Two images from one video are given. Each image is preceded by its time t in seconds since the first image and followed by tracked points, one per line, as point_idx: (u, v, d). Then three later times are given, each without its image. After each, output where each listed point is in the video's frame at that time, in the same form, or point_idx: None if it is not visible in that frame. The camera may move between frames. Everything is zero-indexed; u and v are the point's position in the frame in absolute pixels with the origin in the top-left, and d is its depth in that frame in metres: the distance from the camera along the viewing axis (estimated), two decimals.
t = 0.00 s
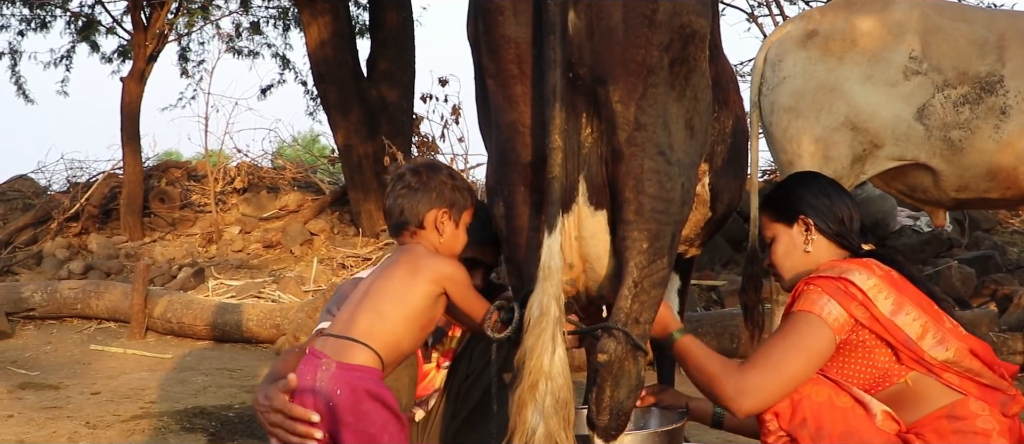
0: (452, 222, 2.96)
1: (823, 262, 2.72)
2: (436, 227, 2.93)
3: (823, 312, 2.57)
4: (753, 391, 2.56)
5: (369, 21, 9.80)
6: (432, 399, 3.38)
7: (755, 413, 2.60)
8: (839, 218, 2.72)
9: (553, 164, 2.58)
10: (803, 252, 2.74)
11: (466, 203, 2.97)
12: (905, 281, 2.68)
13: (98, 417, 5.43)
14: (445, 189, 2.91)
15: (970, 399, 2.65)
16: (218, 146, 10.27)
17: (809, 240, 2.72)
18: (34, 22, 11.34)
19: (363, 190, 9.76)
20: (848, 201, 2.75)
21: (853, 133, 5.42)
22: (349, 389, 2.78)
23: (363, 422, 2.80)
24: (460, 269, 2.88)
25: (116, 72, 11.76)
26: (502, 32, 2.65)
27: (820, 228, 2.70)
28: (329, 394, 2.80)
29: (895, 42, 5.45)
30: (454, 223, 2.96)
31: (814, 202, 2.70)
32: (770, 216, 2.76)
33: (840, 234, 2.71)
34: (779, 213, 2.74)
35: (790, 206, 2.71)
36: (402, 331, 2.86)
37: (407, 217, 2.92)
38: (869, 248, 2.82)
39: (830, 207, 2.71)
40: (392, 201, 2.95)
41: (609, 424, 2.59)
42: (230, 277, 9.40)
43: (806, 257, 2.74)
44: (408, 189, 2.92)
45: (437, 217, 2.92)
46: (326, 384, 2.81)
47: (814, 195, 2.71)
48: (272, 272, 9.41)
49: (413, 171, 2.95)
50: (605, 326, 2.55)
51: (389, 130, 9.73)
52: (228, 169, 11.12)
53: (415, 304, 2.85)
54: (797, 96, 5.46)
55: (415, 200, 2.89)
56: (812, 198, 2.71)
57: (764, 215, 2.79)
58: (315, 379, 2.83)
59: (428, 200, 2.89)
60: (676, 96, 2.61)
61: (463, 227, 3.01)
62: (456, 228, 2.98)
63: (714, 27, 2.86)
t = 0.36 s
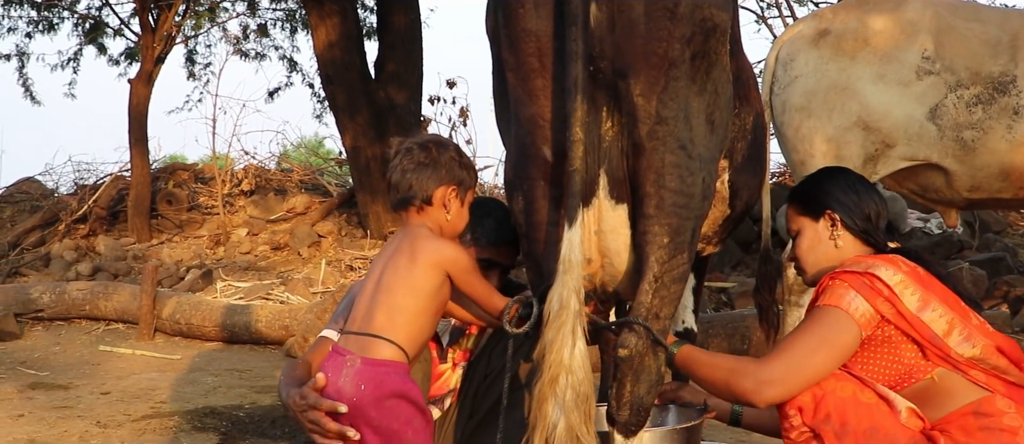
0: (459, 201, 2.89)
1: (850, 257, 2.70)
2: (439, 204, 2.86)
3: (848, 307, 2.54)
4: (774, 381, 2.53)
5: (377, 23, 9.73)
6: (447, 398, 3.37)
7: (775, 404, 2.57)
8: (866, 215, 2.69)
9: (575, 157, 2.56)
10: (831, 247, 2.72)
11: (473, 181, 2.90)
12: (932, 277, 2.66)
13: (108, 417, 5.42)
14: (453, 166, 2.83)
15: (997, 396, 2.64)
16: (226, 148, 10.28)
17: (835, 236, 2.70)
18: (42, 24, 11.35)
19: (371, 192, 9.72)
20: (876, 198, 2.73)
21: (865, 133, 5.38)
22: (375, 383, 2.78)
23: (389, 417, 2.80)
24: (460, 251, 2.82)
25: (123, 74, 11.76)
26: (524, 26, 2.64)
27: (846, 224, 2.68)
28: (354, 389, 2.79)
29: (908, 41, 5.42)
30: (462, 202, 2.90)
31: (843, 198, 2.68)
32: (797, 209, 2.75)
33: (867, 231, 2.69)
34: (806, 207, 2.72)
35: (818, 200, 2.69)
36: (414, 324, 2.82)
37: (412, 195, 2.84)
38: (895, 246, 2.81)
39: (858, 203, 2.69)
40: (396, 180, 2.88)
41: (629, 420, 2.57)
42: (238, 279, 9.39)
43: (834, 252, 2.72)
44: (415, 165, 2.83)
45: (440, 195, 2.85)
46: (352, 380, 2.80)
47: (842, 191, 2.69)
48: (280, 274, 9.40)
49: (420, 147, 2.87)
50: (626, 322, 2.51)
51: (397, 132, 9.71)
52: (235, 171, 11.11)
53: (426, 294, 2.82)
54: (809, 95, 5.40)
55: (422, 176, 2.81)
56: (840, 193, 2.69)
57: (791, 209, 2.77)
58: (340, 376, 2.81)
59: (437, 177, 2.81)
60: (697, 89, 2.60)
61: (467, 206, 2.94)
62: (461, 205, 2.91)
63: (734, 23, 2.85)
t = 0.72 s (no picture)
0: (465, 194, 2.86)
1: (852, 260, 2.69)
2: (441, 195, 2.82)
3: (853, 310, 2.53)
4: (786, 391, 2.50)
5: (386, 24, 9.74)
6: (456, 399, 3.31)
7: (790, 413, 2.53)
8: (868, 216, 2.68)
9: (589, 157, 2.55)
10: (834, 250, 2.69)
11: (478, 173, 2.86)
12: (936, 277, 2.63)
13: (118, 417, 5.42)
14: (454, 158, 2.81)
15: (1004, 395, 2.63)
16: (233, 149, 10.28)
17: (839, 240, 2.68)
18: (51, 25, 11.38)
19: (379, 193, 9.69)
20: (877, 198, 2.72)
21: (876, 133, 5.32)
22: (387, 381, 2.77)
23: (399, 414, 2.78)
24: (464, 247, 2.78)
25: (132, 75, 11.78)
26: (537, 25, 2.64)
27: (850, 226, 2.66)
28: (367, 386, 2.78)
29: (919, 41, 5.38)
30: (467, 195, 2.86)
31: (844, 200, 2.67)
32: (797, 213, 2.72)
33: (869, 233, 2.68)
34: (807, 210, 2.70)
35: (819, 204, 2.67)
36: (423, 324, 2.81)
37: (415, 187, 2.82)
38: (897, 248, 2.77)
39: (859, 204, 2.67)
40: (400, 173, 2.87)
41: (643, 421, 2.54)
42: (247, 279, 9.39)
43: (837, 256, 2.70)
44: (418, 157, 2.83)
45: (441, 186, 2.81)
46: (364, 377, 2.80)
47: (843, 193, 2.67)
48: (289, 275, 9.40)
49: (425, 140, 2.85)
50: (640, 322, 2.50)
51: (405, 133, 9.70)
52: (243, 172, 11.11)
53: (433, 295, 2.79)
54: (819, 96, 5.36)
55: (425, 168, 2.79)
56: (841, 195, 2.67)
57: (790, 213, 2.75)
58: (354, 374, 2.81)
59: (437, 169, 2.79)
60: (711, 89, 2.59)
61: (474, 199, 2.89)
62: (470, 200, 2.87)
63: (749, 23, 2.84)
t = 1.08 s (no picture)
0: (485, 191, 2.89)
1: (873, 259, 2.68)
2: (456, 189, 2.85)
3: (868, 308, 2.52)
4: (787, 375, 2.53)
5: (393, 25, 9.76)
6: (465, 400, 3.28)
7: (787, 397, 2.56)
8: (888, 215, 2.68)
9: (599, 156, 2.55)
10: (855, 249, 2.69)
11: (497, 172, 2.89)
12: (957, 279, 2.62)
13: (127, 416, 5.43)
14: (474, 153, 2.84)
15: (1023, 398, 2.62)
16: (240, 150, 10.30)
17: (860, 238, 2.67)
18: (59, 26, 11.42)
19: (387, 194, 9.69)
20: (896, 197, 2.71)
21: (883, 133, 5.29)
22: (401, 381, 2.81)
23: (411, 414, 2.80)
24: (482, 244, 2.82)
25: (140, 77, 11.82)
26: (548, 24, 2.64)
27: (871, 225, 2.65)
28: (386, 385, 2.83)
29: (927, 42, 5.35)
30: (484, 193, 2.89)
31: (865, 198, 2.66)
32: (818, 212, 2.71)
33: (890, 231, 2.68)
34: (827, 209, 2.69)
35: (841, 202, 2.66)
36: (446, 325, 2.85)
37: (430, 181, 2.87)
38: (919, 248, 2.77)
39: (880, 202, 2.67)
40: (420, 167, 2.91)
41: (651, 420, 2.54)
42: (254, 280, 9.41)
43: (858, 255, 2.69)
44: (438, 152, 2.86)
45: (455, 180, 2.84)
46: (385, 376, 2.85)
47: (864, 191, 2.66)
48: (297, 276, 9.42)
49: (449, 137, 2.88)
50: (649, 321, 2.50)
51: (412, 134, 9.71)
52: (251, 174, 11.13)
53: (449, 293, 2.83)
54: (827, 96, 5.33)
55: (444, 161, 2.82)
56: (862, 194, 2.66)
57: (810, 211, 2.74)
58: (377, 372, 2.88)
59: (456, 163, 2.82)
60: (722, 89, 2.59)
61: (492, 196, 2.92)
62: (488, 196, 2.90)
63: (760, 23, 2.83)
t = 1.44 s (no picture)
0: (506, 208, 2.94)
1: (873, 256, 2.69)
2: (478, 202, 2.89)
3: (870, 304, 2.53)
4: (798, 379, 2.53)
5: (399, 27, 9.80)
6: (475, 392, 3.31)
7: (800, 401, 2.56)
8: (889, 212, 2.68)
9: (604, 153, 2.56)
10: (854, 246, 2.70)
11: (516, 191, 2.95)
12: (954, 274, 2.64)
13: (134, 415, 5.46)
14: (500, 169, 2.88)
15: (1019, 393, 2.62)
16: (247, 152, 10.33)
17: (860, 235, 2.68)
18: (67, 28, 11.47)
19: (393, 195, 9.69)
20: (897, 196, 2.72)
21: (888, 134, 5.30)
22: (413, 385, 2.94)
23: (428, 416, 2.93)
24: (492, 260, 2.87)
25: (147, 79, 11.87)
26: (553, 22, 2.65)
27: (871, 222, 2.66)
28: (402, 386, 2.98)
29: (932, 42, 5.33)
30: (503, 209, 2.94)
31: (866, 196, 2.66)
32: (818, 209, 2.72)
33: (890, 229, 2.68)
34: (828, 206, 2.70)
35: (842, 199, 2.66)
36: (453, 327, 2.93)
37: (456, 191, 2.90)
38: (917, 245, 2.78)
39: (881, 201, 2.68)
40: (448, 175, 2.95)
41: (652, 415, 2.55)
42: (261, 281, 9.44)
43: (857, 252, 2.70)
44: (465, 163, 2.90)
45: (479, 193, 2.87)
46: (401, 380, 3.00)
47: (865, 189, 2.67)
48: (303, 277, 9.45)
49: (482, 150, 2.91)
50: (650, 317, 2.51)
51: (419, 135, 9.74)
52: (258, 175, 11.16)
53: (453, 302, 2.91)
54: (831, 96, 5.32)
55: (470, 173, 2.87)
56: (863, 192, 2.67)
57: (812, 208, 2.74)
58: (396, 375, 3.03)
59: (481, 176, 2.86)
60: (725, 87, 2.59)
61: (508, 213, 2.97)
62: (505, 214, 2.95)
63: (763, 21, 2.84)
